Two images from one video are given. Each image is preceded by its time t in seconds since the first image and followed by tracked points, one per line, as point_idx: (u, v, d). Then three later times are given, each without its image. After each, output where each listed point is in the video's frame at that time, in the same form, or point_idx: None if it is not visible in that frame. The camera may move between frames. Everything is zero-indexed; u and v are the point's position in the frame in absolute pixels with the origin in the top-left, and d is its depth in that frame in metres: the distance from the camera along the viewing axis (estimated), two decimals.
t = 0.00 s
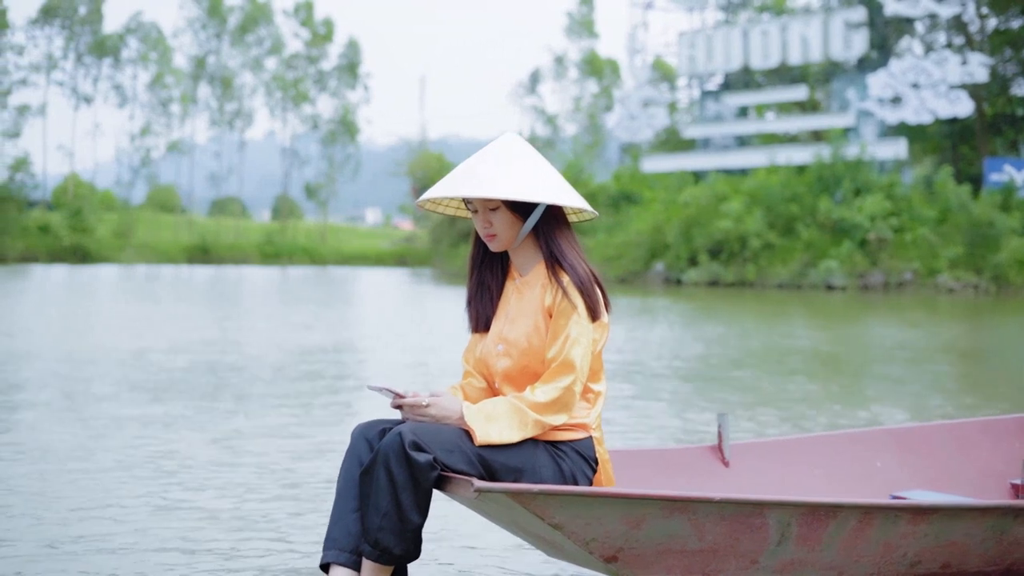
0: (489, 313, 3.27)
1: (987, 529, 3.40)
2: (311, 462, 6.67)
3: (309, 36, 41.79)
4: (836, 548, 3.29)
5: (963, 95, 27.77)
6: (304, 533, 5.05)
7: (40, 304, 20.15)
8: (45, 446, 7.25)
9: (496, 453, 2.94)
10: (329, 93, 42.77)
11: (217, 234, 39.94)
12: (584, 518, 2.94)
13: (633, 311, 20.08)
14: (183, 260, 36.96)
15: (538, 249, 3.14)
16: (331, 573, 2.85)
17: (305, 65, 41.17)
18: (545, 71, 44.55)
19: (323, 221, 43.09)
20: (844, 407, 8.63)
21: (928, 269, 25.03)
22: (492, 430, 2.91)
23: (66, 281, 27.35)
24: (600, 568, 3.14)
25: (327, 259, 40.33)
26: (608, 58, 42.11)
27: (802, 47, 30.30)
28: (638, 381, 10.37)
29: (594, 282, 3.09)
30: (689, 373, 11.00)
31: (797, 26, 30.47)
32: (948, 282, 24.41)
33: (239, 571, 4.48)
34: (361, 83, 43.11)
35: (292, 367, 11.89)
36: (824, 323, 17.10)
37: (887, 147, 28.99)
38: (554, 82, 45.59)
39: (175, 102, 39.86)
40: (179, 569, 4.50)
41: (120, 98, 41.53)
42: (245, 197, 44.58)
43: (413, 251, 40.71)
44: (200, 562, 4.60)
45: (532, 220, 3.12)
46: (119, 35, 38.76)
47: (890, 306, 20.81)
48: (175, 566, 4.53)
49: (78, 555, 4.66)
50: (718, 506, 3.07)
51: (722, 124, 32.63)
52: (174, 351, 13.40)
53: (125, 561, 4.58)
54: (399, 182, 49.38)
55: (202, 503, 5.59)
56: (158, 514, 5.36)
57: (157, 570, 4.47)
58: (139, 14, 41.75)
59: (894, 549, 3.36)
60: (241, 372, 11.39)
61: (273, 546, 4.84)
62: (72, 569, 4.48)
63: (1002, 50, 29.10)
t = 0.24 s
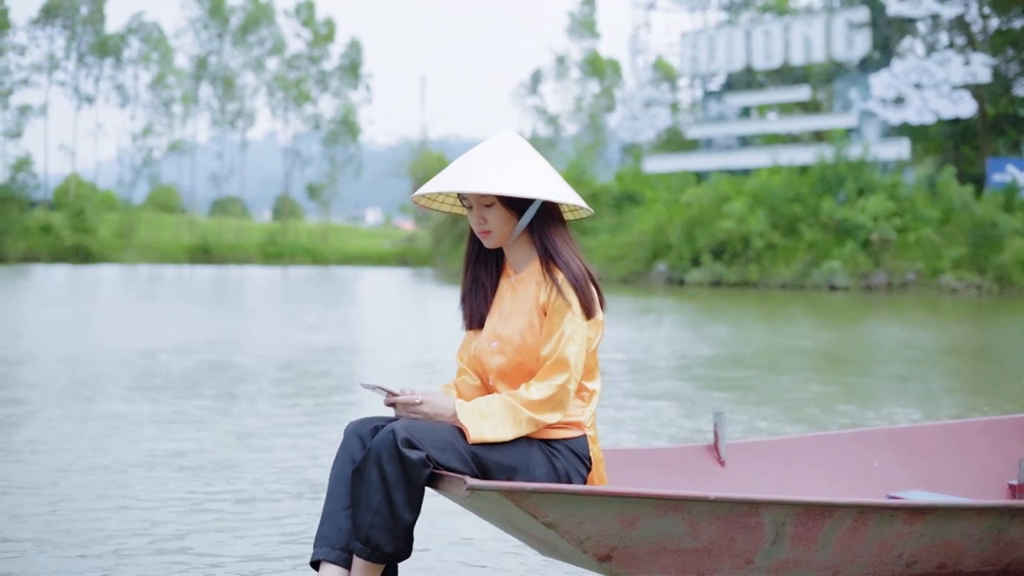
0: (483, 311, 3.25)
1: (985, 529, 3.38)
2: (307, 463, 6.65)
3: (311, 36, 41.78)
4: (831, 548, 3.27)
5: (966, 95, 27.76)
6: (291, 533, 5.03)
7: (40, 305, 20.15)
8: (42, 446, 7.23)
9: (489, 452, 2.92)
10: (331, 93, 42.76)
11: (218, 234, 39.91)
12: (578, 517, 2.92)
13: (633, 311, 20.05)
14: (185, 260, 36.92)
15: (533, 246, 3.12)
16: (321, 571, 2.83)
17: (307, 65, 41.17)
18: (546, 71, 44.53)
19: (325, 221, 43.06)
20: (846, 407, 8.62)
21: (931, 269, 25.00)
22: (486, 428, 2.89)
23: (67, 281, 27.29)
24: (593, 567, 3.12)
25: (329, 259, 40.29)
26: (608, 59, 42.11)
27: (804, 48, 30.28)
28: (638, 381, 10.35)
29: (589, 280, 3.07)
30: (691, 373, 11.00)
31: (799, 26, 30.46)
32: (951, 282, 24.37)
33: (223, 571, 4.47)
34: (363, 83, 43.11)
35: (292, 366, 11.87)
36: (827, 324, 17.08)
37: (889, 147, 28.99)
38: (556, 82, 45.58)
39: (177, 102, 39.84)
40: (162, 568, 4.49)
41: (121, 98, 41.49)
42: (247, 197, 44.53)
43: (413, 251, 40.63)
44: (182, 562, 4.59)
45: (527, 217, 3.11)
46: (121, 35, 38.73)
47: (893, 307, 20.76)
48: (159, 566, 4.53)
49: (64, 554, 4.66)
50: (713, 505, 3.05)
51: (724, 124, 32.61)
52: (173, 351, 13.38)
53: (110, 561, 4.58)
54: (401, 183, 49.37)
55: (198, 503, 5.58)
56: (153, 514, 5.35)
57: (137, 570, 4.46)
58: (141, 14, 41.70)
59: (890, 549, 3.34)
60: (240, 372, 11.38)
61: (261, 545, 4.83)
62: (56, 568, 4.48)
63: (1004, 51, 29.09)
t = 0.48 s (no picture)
0: (478, 307, 3.25)
1: (981, 527, 3.37)
2: (306, 463, 6.66)
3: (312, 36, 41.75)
4: (827, 545, 3.27)
5: (968, 96, 27.76)
6: (289, 533, 5.04)
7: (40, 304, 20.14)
8: (41, 446, 7.23)
9: (484, 448, 2.91)
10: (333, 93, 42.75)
11: (219, 234, 39.90)
12: (573, 513, 2.91)
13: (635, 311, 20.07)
14: (186, 260, 36.90)
15: (528, 242, 3.12)
16: (313, 566, 2.83)
17: (309, 65, 41.17)
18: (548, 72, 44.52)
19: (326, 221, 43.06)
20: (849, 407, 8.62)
21: (933, 269, 24.97)
22: (480, 424, 2.89)
23: (68, 281, 27.26)
24: (587, 564, 3.12)
25: (330, 259, 40.29)
26: (610, 59, 42.13)
27: (806, 48, 30.28)
28: (638, 381, 10.34)
29: (584, 277, 3.07)
30: (693, 373, 11.00)
31: (801, 26, 30.45)
32: (954, 282, 24.33)
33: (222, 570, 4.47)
34: (364, 83, 43.09)
35: (292, 367, 11.87)
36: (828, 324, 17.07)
37: (892, 148, 28.96)
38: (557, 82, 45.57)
39: (178, 102, 39.81)
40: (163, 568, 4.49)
41: (122, 98, 41.44)
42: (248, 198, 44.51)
43: (414, 251, 40.62)
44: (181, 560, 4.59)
45: (522, 213, 3.11)
46: (122, 35, 38.70)
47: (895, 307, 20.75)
48: (159, 565, 4.52)
49: (60, 553, 4.66)
50: (708, 503, 3.05)
51: (726, 124, 32.59)
52: (173, 351, 13.37)
53: (108, 560, 4.58)
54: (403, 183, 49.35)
55: (196, 502, 5.58)
56: (152, 513, 5.34)
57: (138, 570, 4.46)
58: (142, 14, 41.67)
59: (885, 547, 3.33)
60: (240, 372, 11.38)
61: (259, 544, 4.83)
62: (54, 567, 4.48)
63: (1005, 51, 29.09)
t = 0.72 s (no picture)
0: (471, 300, 3.26)
1: (974, 524, 3.37)
2: (305, 462, 6.66)
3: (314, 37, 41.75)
4: (818, 543, 3.27)
5: (970, 96, 27.79)
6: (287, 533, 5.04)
7: (40, 304, 20.15)
8: (40, 446, 7.23)
9: (475, 442, 2.92)
10: (334, 93, 42.77)
11: (220, 233, 39.93)
12: (562, 509, 2.92)
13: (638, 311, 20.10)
14: (187, 260, 36.93)
15: (521, 236, 3.13)
16: (304, 560, 2.83)
17: (311, 66, 41.20)
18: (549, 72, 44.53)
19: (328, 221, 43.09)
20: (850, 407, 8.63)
21: (935, 269, 24.96)
22: (471, 419, 2.89)
23: (69, 281, 27.24)
24: (578, 560, 3.13)
25: (331, 260, 40.31)
26: (611, 59, 42.13)
27: (808, 48, 30.30)
28: (637, 381, 10.34)
29: (577, 272, 3.08)
30: (695, 373, 11.01)
31: (803, 27, 30.47)
32: (956, 282, 24.29)
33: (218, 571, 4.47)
34: (365, 84, 43.11)
35: (293, 366, 11.87)
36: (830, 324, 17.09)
37: (894, 148, 29.01)
38: (558, 82, 45.57)
39: (179, 103, 39.82)
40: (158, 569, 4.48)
41: (123, 99, 41.42)
42: (249, 198, 44.51)
43: (415, 251, 40.62)
44: (177, 561, 4.59)
45: (515, 206, 3.12)
46: (124, 35, 38.69)
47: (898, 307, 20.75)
48: (156, 566, 4.52)
49: (56, 554, 4.65)
50: (698, 498, 3.05)
51: (728, 125, 32.59)
52: (173, 351, 13.38)
53: (104, 561, 4.57)
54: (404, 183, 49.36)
55: (197, 501, 5.59)
56: (150, 513, 5.35)
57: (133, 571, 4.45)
58: (143, 14, 41.66)
59: (877, 544, 3.34)
60: (241, 372, 11.39)
61: (256, 545, 4.83)
62: (49, 567, 4.47)
63: (1007, 51, 29.10)
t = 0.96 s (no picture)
0: (463, 295, 3.26)
1: (966, 522, 3.37)
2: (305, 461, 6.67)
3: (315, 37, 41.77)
4: (810, 540, 3.27)
5: (972, 96, 27.80)
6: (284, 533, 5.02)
7: (42, 305, 20.19)
8: (41, 446, 7.23)
9: (467, 437, 2.92)
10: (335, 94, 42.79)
11: (221, 233, 39.97)
12: (554, 504, 2.92)
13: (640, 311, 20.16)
14: (189, 260, 36.99)
15: (514, 231, 3.13)
16: (294, 555, 2.84)
17: (312, 66, 41.21)
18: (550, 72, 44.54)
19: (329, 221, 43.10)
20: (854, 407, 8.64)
21: (937, 270, 24.92)
22: (463, 414, 2.90)
23: (71, 281, 27.27)
24: (570, 556, 3.13)
25: (333, 260, 40.35)
26: (613, 60, 42.15)
27: (810, 49, 30.36)
28: (638, 380, 10.36)
29: (570, 267, 3.08)
30: (699, 372, 11.03)
31: (805, 27, 30.50)
32: (959, 282, 24.22)
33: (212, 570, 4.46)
34: (367, 84, 43.13)
35: (294, 366, 11.89)
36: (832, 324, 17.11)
37: (895, 148, 29.09)
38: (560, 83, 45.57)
39: (181, 103, 39.83)
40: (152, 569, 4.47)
41: (125, 99, 41.43)
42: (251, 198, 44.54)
43: (416, 252, 40.62)
44: (172, 561, 4.57)
45: (509, 202, 3.12)
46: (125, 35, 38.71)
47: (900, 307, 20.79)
48: (150, 566, 4.51)
49: (50, 554, 4.64)
50: (690, 495, 3.05)
51: (731, 125, 32.61)
52: (174, 351, 13.39)
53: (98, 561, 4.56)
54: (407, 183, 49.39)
55: (196, 500, 5.59)
56: (149, 513, 5.34)
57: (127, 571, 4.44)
58: (144, 15, 41.69)
59: (870, 541, 3.34)
60: (241, 372, 11.40)
61: (252, 545, 4.82)
62: (43, 569, 4.46)
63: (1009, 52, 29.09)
